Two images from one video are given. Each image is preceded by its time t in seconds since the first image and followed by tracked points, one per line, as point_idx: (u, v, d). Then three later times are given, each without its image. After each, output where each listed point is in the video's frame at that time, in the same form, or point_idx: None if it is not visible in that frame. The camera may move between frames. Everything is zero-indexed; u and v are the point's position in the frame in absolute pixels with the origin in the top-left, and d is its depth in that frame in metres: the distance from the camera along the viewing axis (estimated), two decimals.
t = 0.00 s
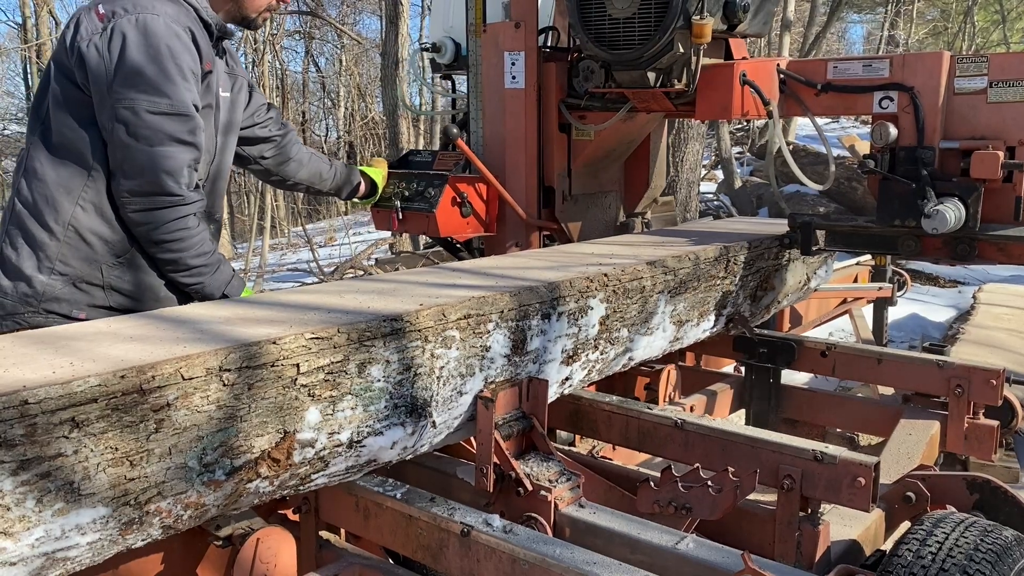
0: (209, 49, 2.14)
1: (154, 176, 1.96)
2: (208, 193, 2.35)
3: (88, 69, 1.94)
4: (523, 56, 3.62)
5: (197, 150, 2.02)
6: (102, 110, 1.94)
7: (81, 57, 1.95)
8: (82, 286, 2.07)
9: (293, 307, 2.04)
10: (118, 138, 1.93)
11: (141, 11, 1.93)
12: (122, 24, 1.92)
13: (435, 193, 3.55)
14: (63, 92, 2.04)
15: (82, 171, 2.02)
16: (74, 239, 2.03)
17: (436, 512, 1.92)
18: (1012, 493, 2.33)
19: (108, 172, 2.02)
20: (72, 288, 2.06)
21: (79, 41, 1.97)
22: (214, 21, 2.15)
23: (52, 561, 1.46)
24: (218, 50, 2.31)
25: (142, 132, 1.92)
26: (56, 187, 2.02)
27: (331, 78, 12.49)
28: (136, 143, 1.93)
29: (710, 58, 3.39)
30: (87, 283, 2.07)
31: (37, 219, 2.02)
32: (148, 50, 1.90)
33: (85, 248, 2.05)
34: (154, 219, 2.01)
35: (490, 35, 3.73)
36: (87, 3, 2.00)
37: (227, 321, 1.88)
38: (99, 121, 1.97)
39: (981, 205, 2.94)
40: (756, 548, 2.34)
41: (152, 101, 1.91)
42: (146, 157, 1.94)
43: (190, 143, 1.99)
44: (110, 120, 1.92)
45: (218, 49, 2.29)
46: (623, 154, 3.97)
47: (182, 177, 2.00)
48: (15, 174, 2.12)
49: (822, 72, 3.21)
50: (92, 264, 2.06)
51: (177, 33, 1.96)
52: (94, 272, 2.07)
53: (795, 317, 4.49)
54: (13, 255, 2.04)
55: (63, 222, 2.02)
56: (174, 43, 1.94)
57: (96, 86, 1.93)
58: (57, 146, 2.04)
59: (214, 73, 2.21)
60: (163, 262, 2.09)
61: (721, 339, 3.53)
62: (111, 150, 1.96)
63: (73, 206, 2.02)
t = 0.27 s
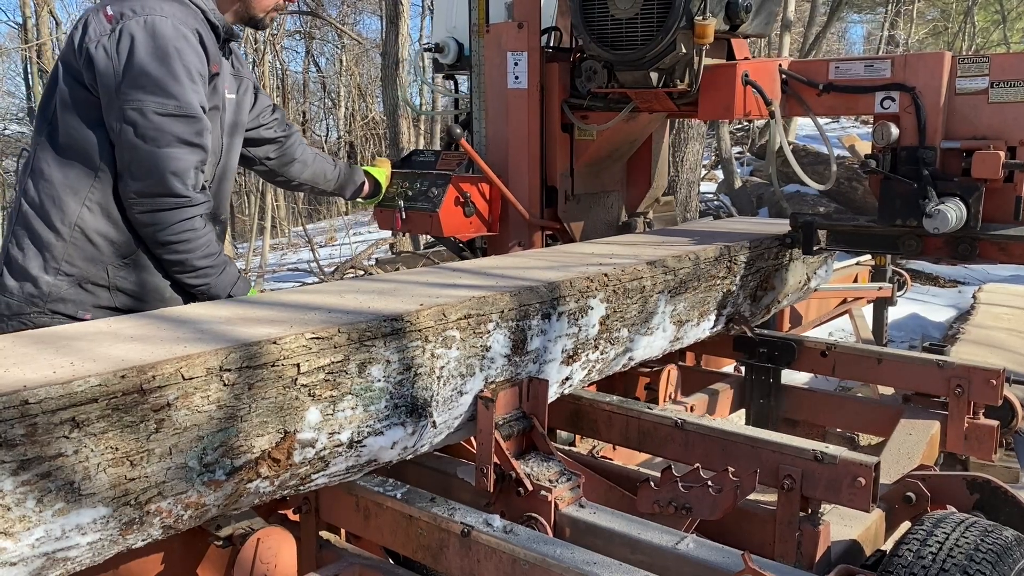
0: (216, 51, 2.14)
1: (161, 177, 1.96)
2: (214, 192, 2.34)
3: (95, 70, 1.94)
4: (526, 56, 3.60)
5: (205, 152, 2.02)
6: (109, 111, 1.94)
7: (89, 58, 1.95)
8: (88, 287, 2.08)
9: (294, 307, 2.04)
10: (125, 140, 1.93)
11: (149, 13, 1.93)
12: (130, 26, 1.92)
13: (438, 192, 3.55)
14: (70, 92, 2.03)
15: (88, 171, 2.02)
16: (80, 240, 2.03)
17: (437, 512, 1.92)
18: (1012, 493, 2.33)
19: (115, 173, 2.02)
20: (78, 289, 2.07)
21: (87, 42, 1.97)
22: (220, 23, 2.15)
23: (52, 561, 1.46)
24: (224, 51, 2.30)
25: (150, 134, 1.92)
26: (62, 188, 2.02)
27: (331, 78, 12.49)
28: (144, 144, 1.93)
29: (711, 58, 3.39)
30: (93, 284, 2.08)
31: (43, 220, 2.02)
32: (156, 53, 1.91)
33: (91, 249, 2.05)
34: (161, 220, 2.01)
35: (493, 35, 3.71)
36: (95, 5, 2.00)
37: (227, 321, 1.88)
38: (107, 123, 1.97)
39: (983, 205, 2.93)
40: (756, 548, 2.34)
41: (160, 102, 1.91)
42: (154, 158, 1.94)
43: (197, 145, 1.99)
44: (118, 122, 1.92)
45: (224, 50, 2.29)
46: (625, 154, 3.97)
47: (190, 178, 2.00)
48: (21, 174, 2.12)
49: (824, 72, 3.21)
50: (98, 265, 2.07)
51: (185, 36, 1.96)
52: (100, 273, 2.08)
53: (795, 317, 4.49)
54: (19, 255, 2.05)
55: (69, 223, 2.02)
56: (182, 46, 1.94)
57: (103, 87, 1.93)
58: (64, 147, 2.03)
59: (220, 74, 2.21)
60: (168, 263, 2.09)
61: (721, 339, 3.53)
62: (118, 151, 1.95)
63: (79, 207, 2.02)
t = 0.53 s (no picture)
0: (223, 54, 2.15)
1: (169, 178, 1.96)
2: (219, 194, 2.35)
3: (104, 72, 1.95)
4: (530, 57, 3.60)
5: (211, 154, 2.03)
6: (117, 113, 1.94)
7: (98, 60, 1.96)
8: (93, 288, 2.08)
9: (295, 307, 2.04)
10: (133, 141, 1.93)
11: (158, 16, 1.94)
12: (139, 28, 1.92)
13: (442, 192, 3.56)
14: (77, 93, 2.04)
15: (95, 172, 2.02)
16: (86, 240, 2.04)
17: (437, 512, 1.92)
18: (1012, 493, 2.33)
19: (122, 174, 2.02)
20: (84, 290, 2.07)
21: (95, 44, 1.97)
22: (228, 25, 2.16)
23: (52, 561, 1.46)
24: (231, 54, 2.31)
25: (158, 135, 1.93)
26: (69, 189, 2.03)
27: (331, 78, 12.49)
28: (151, 145, 1.93)
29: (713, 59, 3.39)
30: (99, 285, 2.08)
31: (49, 221, 2.03)
32: (165, 55, 1.92)
33: (97, 250, 2.05)
34: (169, 221, 2.01)
35: (496, 36, 3.71)
36: (104, 7, 2.01)
37: (228, 321, 1.88)
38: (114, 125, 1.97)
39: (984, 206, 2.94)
40: (756, 548, 2.34)
41: (168, 104, 1.92)
42: (160, 159, 1.94)
43: (205, 146, 2.00)
44: (126, 123, 1.93)
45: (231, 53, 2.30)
46: (628, 154, 3.97)
47: (196, 180, 2.01)
48: (28, 175, 2.13)
49: (825, 72, 3.22)
50: (104, 266, 2.07)
51: (193, 38, 1.97)
52: (105, 274, 2.08)
53: (795, 317, 4.49)
54: (25, 256, 2.05)
55: (75, 223, 2.02)
56: (190, 48, 1.95)
57: (112, 89, 1.94)
58: (71, 148, 2.04)
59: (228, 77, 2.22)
60: (174, 264, 2.09)
61: (721, 340, 3.53)
62: (126, 152, 1.96)
63: (85, 208, 2.03)
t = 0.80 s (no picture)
0: (230, 55, 2.15)
1: (177, 179, 1.96)
2: (226, 194, 2.35)
3: (113, 72, 1.95)
4: (532, 56, 3.60)
5: (219, 155, 2.03)
6: (126, 113, 1.94)
7: (106, 60, 1.96)
8: (99, 288, 2.08)
9: (295, 307, 2.04)
10: (141, 142, 1.93)
11: (167, 16, 1.94)
12: (149, 28, 1.92)
13: (445, 192, 3.57)
14: (85, 93, 2.04)
15: (102, 172, 2.02)
16: (92, 240, 2.04)
17: (436, 512, 1.92)
18: (1012, 493, 2.33)
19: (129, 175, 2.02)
20: (90, 290, 2.07)
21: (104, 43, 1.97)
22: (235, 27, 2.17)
23: (52, 561, 1.45)
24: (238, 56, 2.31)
25: (167, 135, 1.92)
26: (76, 189, 2.03)
27: (331, 77, 12.49)
28: (159, 146, 1.93)
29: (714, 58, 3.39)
30: (105, 285, 2.09)
31: (56, 221, 2.03)
32: (174, 56, 1.92)
33: (103, 250, 2.06)
34: (176, 221, 2.01)
35: (499, 35, 3.73)
36: (113, 6, 2.00)
37: (228, 320, 1.87)
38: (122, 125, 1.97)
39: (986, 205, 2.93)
40: (757, 548, 2.34)
41: (177, 105, 1.92)
42: (169, 160, 1.94)
43: (213, 147, 2.00)
44: (135, 123, 1.93)
45: (238, 54, 2.30)
46: (630, 153, 3.95)
47: (204, 181, 2.01)
48: (35, 174, 2.12)
49: (827, 72, 3.24)
50: (110, 267, 2.08)
51: (202, 39, 1.97)
52: (112, 274, 2.09)
53: (796, 317, 4.49)
54: (31, 255, 2.06)
55: (82, 224, 2.03)
56: (199, 49, 1.96)
57: (120, 89, 1.93)
58: (79, 148, 2.04)
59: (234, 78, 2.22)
60: (181, 264, 2.09)
61: (722, 339, 3.52)
62: (133, 152, 1.95)
63: (92, 209, 2.03)
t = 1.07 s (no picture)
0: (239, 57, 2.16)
1: (188, 181, 1.97)
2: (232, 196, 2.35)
3: (123, 74, 1.95)
4: (535, 57, 3.61)
5: (229, 157, 2.04)
6: (137, 115, 1.95)
7: (117, 61, 1.96)
8: (108, 288, 2.10)
9: (295, 307, 2.04)
10: (153, 143, 1.93)
11: (178, 19, 1.95)
12: (160, 30, 1.93)
13: (449, 192, 3.57)
14: (95, 94, 2.04)
15: (111, 174, 2.03)
16: (101, 242, 2.06)
17: (437, 512, 1.92)
18: (1012, 494, 2.33)
19: (138, 176, 2.03)
20: (99, 290, 2.10)
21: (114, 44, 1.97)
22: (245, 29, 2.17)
23: (52, 561, 1.45)
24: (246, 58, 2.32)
25: (178, 137, 1.93)
26: (85, 191, 2.04)
27: (331, 78, 12.49)
28: (170, 148, 1.93)
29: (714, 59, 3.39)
30: (114, 286, 2.11)
31: (65, 221, 2.04)
32: (186, 58, 1.93)
33: (112, 251, 2.08)
34: (186, 223, 2.02)
35: (501, 36, 3.72)
36: (123, 7, 2.01)
37: (228, 321, 1.88)
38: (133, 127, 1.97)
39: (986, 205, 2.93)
40: (757, 548, 2.34)
41: (188, 107, 1.92)
42: (180, 162, 1.95)
43: (223, 149, 2.01)
44: (146, 125, 1.93)
45: (245, 57, 2.30)
46: (632, 154, 3.95)
47: (214, 183, 2.02)
48: (43, 175, 2.13)
49: (829, 72, 3.22)
50: (118, 268, 2.10)
51: (213, 41, 1.98)
52: (120, 275, 2.11)
53: (795, 317, 4.49)
54: (40, 255, 2.07)
55: (91, 225, 2.04)
56: (210, 51, 1.97)
57: (131, 90, 1.94)
58: (88, 149, 2.05)
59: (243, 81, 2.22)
60: (189, 265, 2.10)
61: (722, 339, 3.53)
62: (143, 154, 1.96)
63: (101, 210, 2.04)
